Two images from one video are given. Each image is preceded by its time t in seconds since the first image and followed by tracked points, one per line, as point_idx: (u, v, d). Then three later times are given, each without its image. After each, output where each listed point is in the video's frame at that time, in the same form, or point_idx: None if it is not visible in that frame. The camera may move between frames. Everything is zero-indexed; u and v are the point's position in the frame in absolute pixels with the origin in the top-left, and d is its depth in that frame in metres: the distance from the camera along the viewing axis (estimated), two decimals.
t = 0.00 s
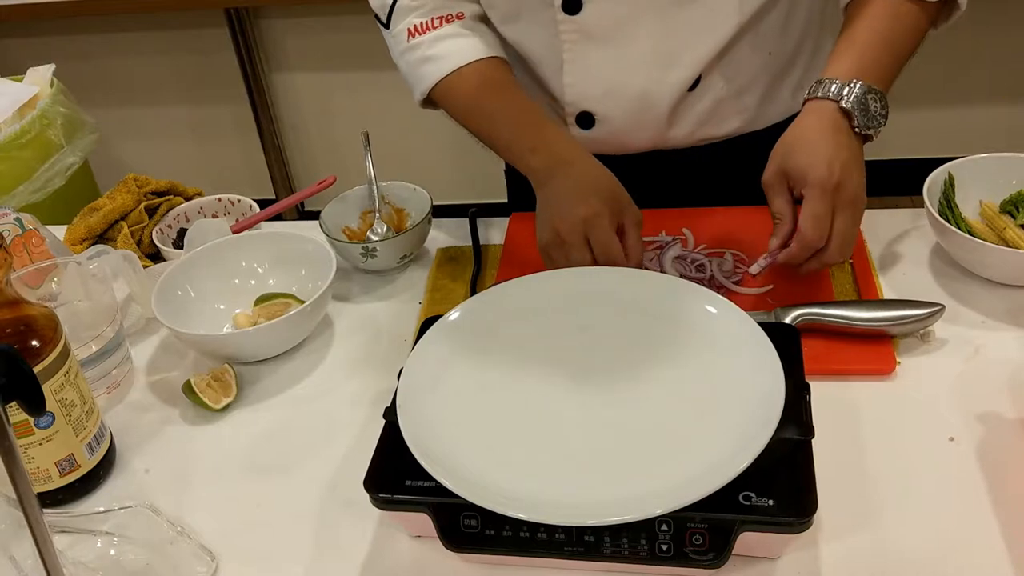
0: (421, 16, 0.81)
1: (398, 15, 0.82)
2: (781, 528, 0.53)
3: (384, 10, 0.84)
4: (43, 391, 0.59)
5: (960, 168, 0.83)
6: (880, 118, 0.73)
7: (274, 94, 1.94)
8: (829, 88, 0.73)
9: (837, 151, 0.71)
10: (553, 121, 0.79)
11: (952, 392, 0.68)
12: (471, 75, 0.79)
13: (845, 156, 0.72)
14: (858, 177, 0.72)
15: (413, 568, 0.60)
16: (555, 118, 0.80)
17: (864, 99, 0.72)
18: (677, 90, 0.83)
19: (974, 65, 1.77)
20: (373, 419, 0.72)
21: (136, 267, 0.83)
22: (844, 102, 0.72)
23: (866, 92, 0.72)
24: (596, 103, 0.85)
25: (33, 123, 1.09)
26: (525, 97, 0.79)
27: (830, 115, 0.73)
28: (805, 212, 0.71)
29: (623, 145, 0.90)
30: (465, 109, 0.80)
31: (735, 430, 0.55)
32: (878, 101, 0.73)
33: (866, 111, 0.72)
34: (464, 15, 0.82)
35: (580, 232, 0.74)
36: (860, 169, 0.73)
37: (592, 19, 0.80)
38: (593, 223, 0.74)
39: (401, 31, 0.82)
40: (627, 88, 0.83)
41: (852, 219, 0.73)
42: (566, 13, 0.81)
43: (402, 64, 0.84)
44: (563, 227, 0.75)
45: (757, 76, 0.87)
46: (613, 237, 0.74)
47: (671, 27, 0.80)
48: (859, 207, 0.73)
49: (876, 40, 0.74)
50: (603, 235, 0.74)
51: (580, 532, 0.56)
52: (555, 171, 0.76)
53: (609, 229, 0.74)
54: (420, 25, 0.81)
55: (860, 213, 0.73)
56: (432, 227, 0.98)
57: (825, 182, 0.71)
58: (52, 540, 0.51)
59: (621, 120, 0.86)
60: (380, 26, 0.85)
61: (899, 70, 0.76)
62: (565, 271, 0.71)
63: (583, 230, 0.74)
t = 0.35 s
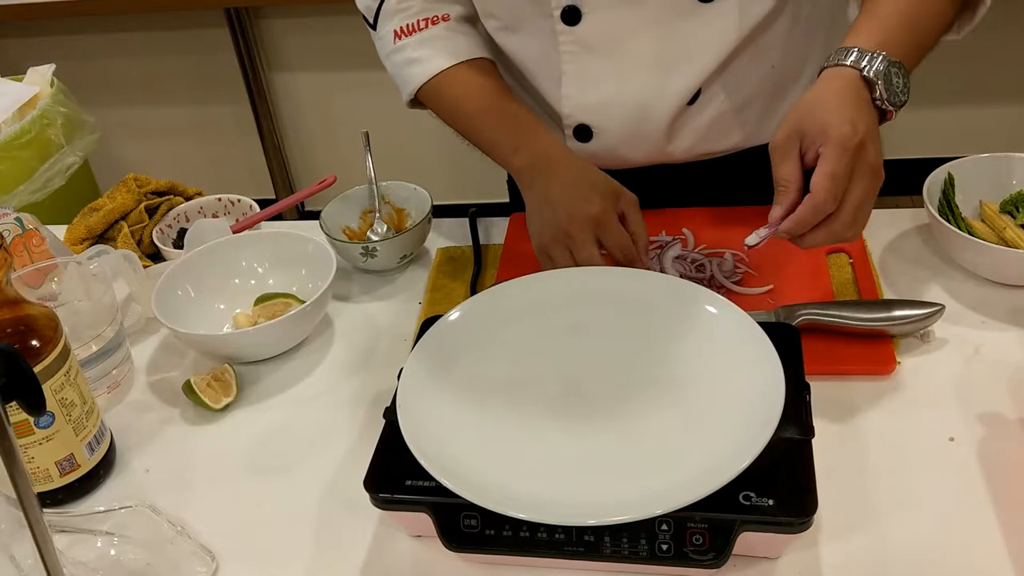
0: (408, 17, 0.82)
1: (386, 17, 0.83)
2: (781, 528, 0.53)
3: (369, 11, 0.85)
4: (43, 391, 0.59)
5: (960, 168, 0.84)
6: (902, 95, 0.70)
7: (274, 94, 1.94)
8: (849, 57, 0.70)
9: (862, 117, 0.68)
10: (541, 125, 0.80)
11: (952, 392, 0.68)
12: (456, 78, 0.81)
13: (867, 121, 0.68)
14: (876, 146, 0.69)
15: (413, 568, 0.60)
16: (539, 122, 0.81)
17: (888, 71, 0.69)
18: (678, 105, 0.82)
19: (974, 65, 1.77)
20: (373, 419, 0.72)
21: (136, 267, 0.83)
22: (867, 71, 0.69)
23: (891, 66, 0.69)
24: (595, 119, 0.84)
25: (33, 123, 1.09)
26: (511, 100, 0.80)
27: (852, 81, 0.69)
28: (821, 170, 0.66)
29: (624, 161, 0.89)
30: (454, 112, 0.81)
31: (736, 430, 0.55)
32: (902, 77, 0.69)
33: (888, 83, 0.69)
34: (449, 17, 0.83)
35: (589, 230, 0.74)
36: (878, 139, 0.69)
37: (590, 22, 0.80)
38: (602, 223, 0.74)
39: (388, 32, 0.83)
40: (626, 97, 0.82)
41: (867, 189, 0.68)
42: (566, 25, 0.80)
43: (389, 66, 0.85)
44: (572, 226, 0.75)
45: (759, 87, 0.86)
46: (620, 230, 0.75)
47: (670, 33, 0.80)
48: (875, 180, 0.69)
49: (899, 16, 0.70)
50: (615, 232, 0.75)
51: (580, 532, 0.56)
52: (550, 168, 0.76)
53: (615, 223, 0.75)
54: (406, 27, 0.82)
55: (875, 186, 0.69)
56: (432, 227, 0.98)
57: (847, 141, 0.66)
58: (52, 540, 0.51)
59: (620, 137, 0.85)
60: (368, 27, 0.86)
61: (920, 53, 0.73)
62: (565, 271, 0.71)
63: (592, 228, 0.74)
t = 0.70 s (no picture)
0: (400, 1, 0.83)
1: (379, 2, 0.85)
2: (781, 528, 0.53)
3: None
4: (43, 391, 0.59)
5: (960, 168, 0.84)
6: (882, 172, 0.53)
7: (274, 94, 1.94)
8: (821, 131, 0.55)
9: (811, 199, 0.53)
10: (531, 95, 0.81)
11: (952, 393, 0.68)
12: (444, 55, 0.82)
13: (819, 207, 0.53)
14: (821, 236, 0.53)
15: (414, 569, 0.60)
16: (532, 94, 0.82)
17: (860, 144, 0.53)
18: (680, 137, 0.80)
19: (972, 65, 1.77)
20: (372, 419, 0.72)
21: (135, 267, 0.84)
22: (831, 144, 0.54)
23: (865, 136, 0.53)
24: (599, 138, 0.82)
25: (33, 123, 1.09)
26: (500, 72, 0.82)
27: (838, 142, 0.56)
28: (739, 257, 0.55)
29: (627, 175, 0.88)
30: (441, 88, 0.83)
31: (736, 430, 0.55)
32: (881, 150, 0.53)
33: (859, 158, 0.53)
34: None
35: (564, 200, 0.75)
36: (832, 229, 0.53)
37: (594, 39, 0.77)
38: (576, 192, 0.75)
39: (382, 17, 0.85)
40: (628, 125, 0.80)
41: (802, 288, 0.55)
42: (572, 42, 0.78)
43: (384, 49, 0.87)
44: (551, 197, 0.76)
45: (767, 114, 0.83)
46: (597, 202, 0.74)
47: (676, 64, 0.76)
48: (816, 283, 0.55)
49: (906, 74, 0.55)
50: (586, 202, 0.74)
51: (580, 532, 0.56)
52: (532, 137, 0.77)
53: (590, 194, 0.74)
54: (399, 11, 0.84)
55: (817, 292, 0.55)
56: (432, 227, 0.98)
57: (769, 228, 0.54)
58: (51, 540, 0.51)
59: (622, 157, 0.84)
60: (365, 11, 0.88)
61: (933, 120, 0.56)
62: (567, 271, 0.72)
63: (568, 199, 0.75)
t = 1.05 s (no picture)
0: None
1: None
2: (781, 528, 0.53)
3: None
4: (43, 391, 0.59)
5: (960, 168, 0.84)
6: (861, 198, 0.52)
7: (274, 95, 1.94)
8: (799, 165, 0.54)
9: (777, 216, 0.52)
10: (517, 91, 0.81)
11: (952, 393, 0.68)
12: (435, 44, 0.83)
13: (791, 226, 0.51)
14: (794, 243, 0.50)
15: (413, 569, 0.60)
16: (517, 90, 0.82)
17: (836, 173, 0.52)
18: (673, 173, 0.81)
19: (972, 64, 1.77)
20: (372, 419, 0.72)
21: (135, 266, 0.83)
22: (808, 175, 0.53)
23: (842, 167, 0.52)
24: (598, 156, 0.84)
25: (33, 123, 1.09)
26: (486, 65, 0.82)
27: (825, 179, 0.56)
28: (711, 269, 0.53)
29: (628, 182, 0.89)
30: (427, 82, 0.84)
31: (736, 431, 0.55)
32: (859, 177, 0.52)
33: (836, 186, 0.52)
34: None
35: (534, 205, 0.75)
36: (805, 241, 0.51)
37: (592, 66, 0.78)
38: (544, 196, 0.74)
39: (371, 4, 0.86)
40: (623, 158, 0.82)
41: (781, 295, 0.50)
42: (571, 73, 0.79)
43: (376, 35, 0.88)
44: (519, 205, 0.76)
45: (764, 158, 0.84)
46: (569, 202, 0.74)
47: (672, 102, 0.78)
48: (795, 282, 0.50)
49: (892, 121, 0.56)
50: (556, 205, 0.74)
51: (580, 532, 0.56)
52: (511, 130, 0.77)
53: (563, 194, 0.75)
54: None
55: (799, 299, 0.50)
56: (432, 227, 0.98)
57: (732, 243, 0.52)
58: (51, 540, 0.51)
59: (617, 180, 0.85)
60: None
61: (917, 162, 0.56)
62: (567, 272, 0.72)
63: (537, 203, 0.75)
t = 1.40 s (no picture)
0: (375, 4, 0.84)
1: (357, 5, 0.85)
2: (781, 528, 0.53)
3: None
4: (43, 391, 0.59)
5: (961, 168, 0.84)
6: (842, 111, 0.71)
7: (274, 94, 1.94)
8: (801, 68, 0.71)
9: (767, 119, 0.70)
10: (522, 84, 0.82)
11: (952, 393, 0.68)
12: (432, 46, 0.83)
13: (767, 118, 0.70)
14: (774, 155, 0.71)
15: (414, 569, 0.60)
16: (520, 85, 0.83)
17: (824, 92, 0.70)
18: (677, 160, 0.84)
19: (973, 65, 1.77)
20: (372, 419, 0.72)
21: (135, 266, 0.84)
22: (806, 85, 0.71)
23: (834, 82, 0.70)
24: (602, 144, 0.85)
25: (33, 123, 1.09)
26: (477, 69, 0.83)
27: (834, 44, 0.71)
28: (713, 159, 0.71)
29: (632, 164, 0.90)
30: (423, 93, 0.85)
31: (737, 431, 0.56)
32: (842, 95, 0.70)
33: (823, 103, 0.71)
34: None
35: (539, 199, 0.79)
36: (782, 151, 0.71)
37: (592, 60, 0.80)
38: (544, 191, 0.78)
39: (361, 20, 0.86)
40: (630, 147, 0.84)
41: (750, 197, 0.73)
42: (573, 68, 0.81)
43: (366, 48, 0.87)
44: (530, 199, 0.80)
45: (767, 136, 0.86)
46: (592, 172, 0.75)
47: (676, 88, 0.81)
48: (767, 180, 0.72)
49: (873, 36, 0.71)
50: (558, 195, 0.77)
51: (580, 533, 0.56)
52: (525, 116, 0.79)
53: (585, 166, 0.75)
54: (375, 14, 0.84)
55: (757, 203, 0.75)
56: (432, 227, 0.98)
57: (732, 142, 0.70)
58: (51, 540, 0.51)
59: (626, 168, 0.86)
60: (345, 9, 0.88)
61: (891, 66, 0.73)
62: (567, 272, 0.72)
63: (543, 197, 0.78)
